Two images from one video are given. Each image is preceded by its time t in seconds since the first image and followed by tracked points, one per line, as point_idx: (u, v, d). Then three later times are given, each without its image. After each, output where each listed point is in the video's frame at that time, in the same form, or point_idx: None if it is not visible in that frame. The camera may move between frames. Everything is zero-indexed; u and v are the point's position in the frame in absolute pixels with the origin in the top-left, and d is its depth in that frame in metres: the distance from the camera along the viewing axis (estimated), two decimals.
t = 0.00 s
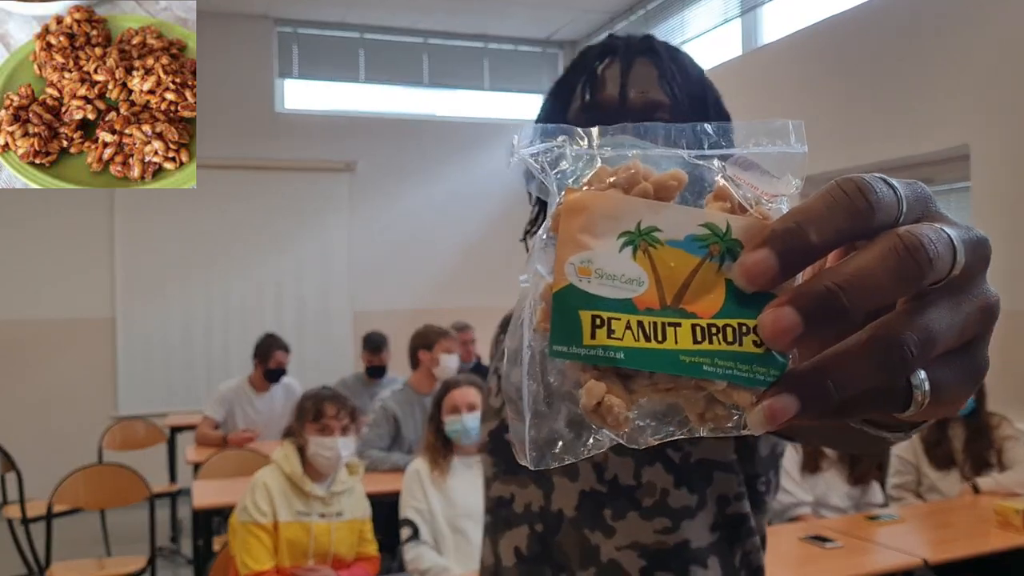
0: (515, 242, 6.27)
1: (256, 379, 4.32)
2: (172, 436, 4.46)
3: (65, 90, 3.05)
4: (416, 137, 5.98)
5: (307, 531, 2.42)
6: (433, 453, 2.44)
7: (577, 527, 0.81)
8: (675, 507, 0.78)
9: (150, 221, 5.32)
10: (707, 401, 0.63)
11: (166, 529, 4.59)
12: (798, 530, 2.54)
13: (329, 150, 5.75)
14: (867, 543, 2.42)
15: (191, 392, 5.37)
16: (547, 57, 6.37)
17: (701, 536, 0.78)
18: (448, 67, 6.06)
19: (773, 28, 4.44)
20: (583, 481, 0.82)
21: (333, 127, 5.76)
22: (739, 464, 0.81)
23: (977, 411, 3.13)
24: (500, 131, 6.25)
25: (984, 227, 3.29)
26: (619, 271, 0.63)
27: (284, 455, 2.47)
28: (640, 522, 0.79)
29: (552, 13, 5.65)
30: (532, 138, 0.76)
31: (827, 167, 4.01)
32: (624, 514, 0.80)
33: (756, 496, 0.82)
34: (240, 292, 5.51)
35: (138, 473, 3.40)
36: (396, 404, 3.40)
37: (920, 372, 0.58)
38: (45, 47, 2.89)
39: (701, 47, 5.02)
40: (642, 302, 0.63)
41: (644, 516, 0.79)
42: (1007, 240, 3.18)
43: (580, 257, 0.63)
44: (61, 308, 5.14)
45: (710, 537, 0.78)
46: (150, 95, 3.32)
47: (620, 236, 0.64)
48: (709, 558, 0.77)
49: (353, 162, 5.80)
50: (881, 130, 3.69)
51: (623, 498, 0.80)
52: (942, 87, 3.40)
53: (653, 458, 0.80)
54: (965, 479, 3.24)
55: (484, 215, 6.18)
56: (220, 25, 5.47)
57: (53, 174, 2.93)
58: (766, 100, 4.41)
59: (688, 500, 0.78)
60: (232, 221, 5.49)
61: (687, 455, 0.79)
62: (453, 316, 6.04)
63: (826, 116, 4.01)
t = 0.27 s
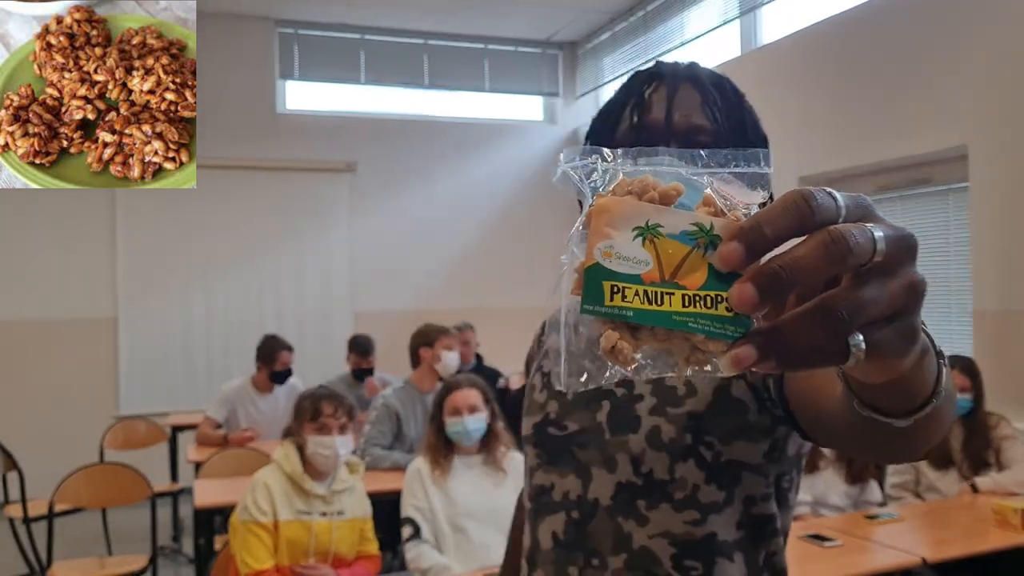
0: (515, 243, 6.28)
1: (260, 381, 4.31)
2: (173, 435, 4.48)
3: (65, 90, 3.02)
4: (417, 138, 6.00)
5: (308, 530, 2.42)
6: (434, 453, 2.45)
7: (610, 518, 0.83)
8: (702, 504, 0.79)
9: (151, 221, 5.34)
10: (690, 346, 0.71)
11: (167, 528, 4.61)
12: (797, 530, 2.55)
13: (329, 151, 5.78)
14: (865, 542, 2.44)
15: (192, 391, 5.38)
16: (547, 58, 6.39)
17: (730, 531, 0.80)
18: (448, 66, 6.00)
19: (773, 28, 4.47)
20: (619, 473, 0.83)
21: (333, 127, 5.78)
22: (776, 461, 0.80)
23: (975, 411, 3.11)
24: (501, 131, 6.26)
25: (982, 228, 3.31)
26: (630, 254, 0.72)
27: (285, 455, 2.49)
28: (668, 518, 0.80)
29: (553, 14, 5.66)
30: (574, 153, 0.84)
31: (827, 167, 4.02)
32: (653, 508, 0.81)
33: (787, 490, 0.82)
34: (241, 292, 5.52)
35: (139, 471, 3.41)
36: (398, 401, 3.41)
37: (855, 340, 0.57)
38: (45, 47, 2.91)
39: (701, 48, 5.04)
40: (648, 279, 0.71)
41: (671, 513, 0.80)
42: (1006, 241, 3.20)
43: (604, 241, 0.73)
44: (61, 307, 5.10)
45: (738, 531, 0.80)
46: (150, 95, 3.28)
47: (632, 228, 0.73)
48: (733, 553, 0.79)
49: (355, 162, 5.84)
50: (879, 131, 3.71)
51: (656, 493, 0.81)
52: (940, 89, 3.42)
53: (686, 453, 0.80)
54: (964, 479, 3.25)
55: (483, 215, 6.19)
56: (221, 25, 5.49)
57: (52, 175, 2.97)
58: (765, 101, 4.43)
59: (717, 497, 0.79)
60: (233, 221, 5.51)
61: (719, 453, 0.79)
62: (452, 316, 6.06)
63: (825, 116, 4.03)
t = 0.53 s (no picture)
0: (516, 243, 6.34)
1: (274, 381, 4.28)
2: (177, 434, 4.53)
3: (66, 90, 3.79)
4: (419, 140, 6.05)
5: (311, 526, 2.35)
6: (435, 451, 2.50)
7: (632, 502, 0.83)
8: (714, 488, 0.78)
9: (154, 222, 5.40)
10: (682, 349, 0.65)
11: (171, 525, 4.66)
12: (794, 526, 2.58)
13: (331, 152, 5.81)
14: (860, 538, 2.44)
15: (194, 390, 5.41)
16: (547, 62, 6.48)
17: (741, 514, 0.78)
18: (449, 72, 6.14)
19: (768, 34, 4.54)
20: (644, 460, 0.82)
21: (335, 129, 5.82)
22: (785, 451, 0.78)
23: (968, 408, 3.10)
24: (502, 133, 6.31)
25: (976, 228, 3.35)
26: (647, 287, 0.66)
27: (286, 452, 2.41)
28: (684, 501, 0.80)
29: (552, 18, 5.74)
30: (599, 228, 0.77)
31: (823, 169, 4.07)
32: (671, 491, 0.81)
33: (797, 480, 0.81)
34: (243, 292, 5.58)
35: (142, 468, 3.44)
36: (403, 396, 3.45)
37: (790, 345, 0.60)
38: (44, 47, 3.59)
39: (699, 52, 5.10)
40: (654, 302, 0.66)
41: (689, 497, 0.79)
42: (1001, 241, 3.23)
43: (625, 280, 0.68)
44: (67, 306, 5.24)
45: (749, 517, 0.78)
46: (150, 96, 4.03)
47: (648, 268, 0.66)
48: (743, 534, 0.78)
49: (357, 164, 5.88)
50: (872, 134, 3.77)
51: (676, 478, 0.80)
52: (936, 91, 3.46)
53: (702, 445, 0.79)
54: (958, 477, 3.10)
55: (484, 216, 6.25)
56: (223, 28, 5.53)
57: (53, 174, 3.75)
58: (761, 104, 4.50)
59: (729, 482, 0.78)
60: (236, 222, 5.57)
61: (734, 444, 0.78)
62: (453, 316, 6.11)
63: (821, 119, 4.09)
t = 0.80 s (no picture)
0: (516, 243, 6.34)
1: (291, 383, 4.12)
2: (177, 434, 4.53)
3: (65, 90, 3.78)
4: (419, 140, 6.04)
5: (311, 527, 2.35)
6: (436, 452, 2.50)
7: (661, 462, 0.88)
8: (735, 449, 0.83)
9: (154, 223, 5.39)
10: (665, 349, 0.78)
11: (171, 526, 4.66)
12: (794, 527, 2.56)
13: (331, 152, 5.82)
14: (862, 539, 2.43)
15: (195, 390, 5.43)
16: (547, 62, 6.49)
17: (757, 469, 0.84)
18: (448, 72, 6.14)
19: (769, 34, 4.54)
20: (676, 426, 0.86)
21: (335, 129, 5.83)
22: (795, 414, 0.84)
23: (970, 409, 3.10)
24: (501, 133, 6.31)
25: (976, 228, 3.34)
26: (636, 304, 0.78)
27: (286, 453, 2.41)
28: (708, 461, 0.84)
29: (553, 19, 5.74)
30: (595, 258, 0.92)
31: (823, 169, 4.07)
32: (697, 453, 0.85)
33: (805, 436, 0.86)
34: (243, 292, 5.58)
35: (142, 468, 3.44)
36: (398, 395, 3.44)
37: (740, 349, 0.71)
38: (45, 46, 3.60)
39: (700, 51, 5.11)
40: (645, 315, 0.78)
41: (712, 458, 0.84)
42: (1001, 241, 3.22)
43: (623, 297, 0.79)
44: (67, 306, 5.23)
45: (763, 471, 0.84)
46: (150, 95, 4.01)
47: (638, 290, 0.78)
48: (758, 488, 0.84)
49: (357, 164, 5.88)
50: (872, 133, 3.77)
51: (702, 441, 0.85)
52: (936, 91, 3.46)
53: (724, 412, 0.83)
54: (958, 477, 3.08)
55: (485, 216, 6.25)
56: (224, 28, 5.53)
57: (52, 174, 3.76)
58: (760, 104, 4.50)
59: (747, 444, 0.83)
60: (236, 222, 5.57)
61: (752, 411, 0.82)
62: (453, 316, 6.12)
63: (821, 118, 4.08)
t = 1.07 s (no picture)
0: (516, 243, 6.34)
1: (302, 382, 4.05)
2: (176, 434, 4.53)
3: (65, 90, 3.78)
4: (419, 140, 6.04)
5: (310, 527, 2.34)
6: (436, 452, 2.50)
7: (715, 443, 1.11)
8: (776, 434, 1.03)
9: (154, 223, 5.38)
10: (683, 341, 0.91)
11: (171, 526, 4.66)
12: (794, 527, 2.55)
13: (331, 152, 5.81)
14: (863, 539, 2.43)
15: (195, 390, 5.44)
16: (547, 62, 6.49)
17: (798, 453, 1.03)
18: (448, 72, 6.14)
19: (769, 34, 4.54)
20: (726, 413, 1.09)
21: (334, 129, 5.82)
22: (835, 407, 1.02)
23: (967, 408, 3.09)
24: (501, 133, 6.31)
25: (976, 228, 3.33)
26: (656, 302, 0.93)
27: (286, 453, 2.40)
28: (753, 443, 1.05)
29: (553, 19, 5.74)
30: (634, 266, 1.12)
31: (824, 169, 4.07)
32: (742, 436, 1.06)
33: (851, 427, 1.04)
34: (243, 292, 5.58)
35: (142, 468, 3.44)
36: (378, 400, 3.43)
37: (741, 337, 0.84)
38: (45, 46, 3.61)
39: (700, 51, 5.11)
40: (663, 310, 0.91)
41: (755, 441, 1.05)
42: (1001, 241, 3.22)
43: (644, 297, 0.94)
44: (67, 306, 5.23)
45: (805, 455, 1.03)
46: (150, 95, 4.00)
47: (658, 291, 0.93)
48: (801, 470, 1.03)
49: (357, 164, 5.87)
50: (872, 134, 3.77)
51: (747, 426, 1.05)
52: (937, 90, 3.45)
53: (767, 402, 1.03)
54: (959, 477, 3.07)
55: (485, 216, 6.25)
56: (223, 27, 5.53)
57: (52, 174, 3.76)
58: (760, 104, 4.50)
59: (788, 429, 1.02)
60: (236, 222, 5.57)
61: (791, 401, 1.02)
62: (453, 316, 6.12)
63: (821, 118, 4.08)
